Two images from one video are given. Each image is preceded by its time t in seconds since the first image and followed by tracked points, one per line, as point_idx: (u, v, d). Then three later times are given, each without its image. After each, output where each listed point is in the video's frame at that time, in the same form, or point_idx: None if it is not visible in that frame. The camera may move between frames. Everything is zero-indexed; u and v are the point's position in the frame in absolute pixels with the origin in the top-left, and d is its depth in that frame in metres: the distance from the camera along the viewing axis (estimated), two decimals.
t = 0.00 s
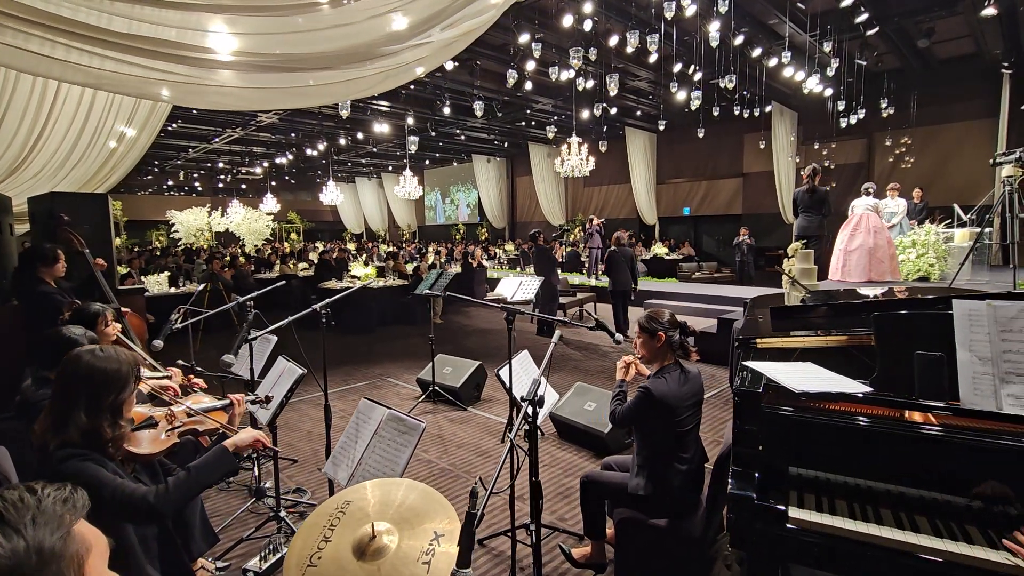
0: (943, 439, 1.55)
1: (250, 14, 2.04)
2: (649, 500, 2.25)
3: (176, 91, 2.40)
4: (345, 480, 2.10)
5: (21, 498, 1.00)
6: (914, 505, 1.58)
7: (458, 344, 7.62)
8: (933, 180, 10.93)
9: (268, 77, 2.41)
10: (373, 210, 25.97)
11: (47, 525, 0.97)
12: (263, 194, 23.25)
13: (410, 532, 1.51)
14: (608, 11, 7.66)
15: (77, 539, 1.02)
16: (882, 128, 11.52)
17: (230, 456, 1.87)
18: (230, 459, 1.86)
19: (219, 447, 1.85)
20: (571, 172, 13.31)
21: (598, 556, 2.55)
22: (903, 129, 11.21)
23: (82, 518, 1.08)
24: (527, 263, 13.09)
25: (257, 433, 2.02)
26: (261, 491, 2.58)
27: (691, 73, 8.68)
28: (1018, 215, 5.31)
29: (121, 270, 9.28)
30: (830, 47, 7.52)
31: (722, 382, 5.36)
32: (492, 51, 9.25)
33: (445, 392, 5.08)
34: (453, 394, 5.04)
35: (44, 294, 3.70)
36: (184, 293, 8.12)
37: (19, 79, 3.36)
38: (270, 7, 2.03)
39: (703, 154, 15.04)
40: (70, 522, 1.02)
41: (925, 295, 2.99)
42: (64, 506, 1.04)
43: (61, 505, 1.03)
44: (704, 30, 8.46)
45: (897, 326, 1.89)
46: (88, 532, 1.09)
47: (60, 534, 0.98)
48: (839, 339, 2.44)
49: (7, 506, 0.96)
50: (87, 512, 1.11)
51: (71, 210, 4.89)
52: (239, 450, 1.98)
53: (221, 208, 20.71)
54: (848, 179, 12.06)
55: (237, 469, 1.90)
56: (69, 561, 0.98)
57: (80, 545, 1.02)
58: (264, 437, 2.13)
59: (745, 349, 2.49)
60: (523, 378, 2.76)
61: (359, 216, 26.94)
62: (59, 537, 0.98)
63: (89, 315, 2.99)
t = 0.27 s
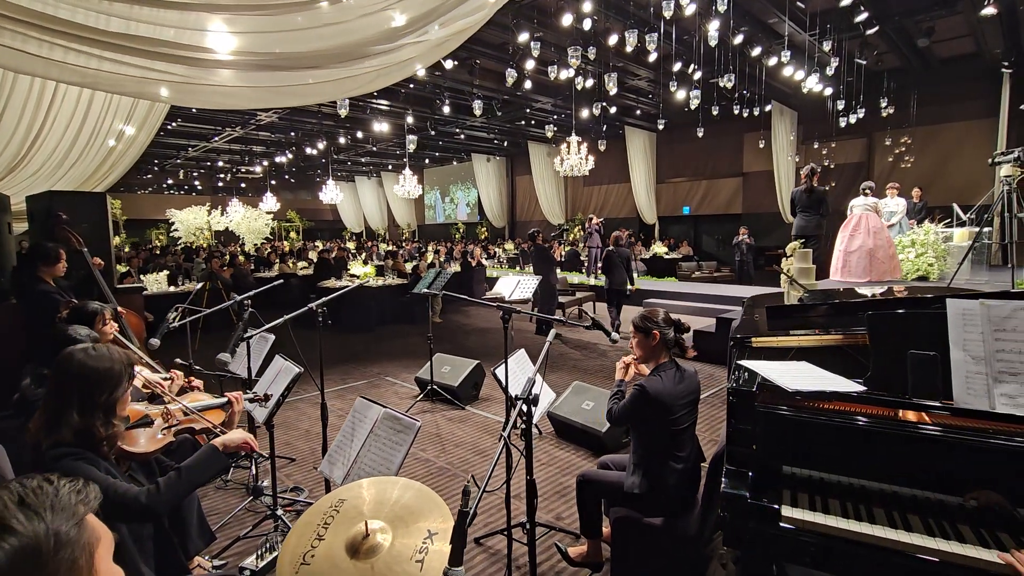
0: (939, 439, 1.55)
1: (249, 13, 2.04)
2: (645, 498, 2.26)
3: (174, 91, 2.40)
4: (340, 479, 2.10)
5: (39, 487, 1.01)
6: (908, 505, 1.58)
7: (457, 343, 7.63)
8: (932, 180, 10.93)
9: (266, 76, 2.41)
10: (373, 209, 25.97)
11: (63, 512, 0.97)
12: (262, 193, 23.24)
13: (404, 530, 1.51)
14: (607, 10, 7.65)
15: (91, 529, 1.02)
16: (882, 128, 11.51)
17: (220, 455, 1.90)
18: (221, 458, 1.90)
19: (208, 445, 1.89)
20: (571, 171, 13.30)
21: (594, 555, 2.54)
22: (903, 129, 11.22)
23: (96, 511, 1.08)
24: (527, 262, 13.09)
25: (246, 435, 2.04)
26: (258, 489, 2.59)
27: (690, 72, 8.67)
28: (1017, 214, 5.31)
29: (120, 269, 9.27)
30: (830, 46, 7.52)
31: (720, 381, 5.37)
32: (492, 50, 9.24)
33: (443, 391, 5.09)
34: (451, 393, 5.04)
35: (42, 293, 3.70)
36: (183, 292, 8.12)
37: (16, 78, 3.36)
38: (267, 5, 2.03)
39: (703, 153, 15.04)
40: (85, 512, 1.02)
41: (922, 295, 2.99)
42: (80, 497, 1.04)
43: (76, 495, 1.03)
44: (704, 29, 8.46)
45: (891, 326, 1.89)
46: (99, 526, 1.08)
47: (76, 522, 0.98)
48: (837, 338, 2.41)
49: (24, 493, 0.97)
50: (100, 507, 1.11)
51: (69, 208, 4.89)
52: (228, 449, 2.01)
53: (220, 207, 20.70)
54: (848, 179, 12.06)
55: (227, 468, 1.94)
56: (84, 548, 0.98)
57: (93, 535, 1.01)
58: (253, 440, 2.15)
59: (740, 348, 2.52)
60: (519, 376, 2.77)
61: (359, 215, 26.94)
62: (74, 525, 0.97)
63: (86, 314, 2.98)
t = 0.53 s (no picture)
0: (938, 439, 1.54)
1: (247, 12, 2.03)
2: (642, 497, 2.26)
3: (173, 89, 2.40)
4: (337, 478, 2.11)
5: (44, 482, 1.00)
6: (904, 504, 1.59)
7: (455, 343, 7.63)
8: (932, 181, 10.93)
9: (265, 75, 2.41)
10: (373, 208, 25.96)
11: (67, 508, 0.97)
12: (262, 192, 23.23)
13: (400, 529, 1.51)
14: (607, 9, 7.64)
15: (92, 526, 1.02)
16: (882, 127, 11.52)
17: (208, 466, 1.93)
18: (209, 469, 1.92)
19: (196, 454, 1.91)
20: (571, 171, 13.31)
21: (592, 555, 2.55)
22: (903, 129, 11.22)
23: (98, 508, 1.07)
24: (526, 261, 13.09)
25: (235, 443, 2.03)
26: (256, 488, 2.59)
27: (690, 71, 8.66)
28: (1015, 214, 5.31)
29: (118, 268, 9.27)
30: (829, 45, 7.52)
31: (719, 380, 5.37)
32: (492, 49, 9.24)
33: (442, 390, 5.08)
34: (450, 392, 5.04)
35: (40, 292, 3.70)
36: (181, 291, 8.12)
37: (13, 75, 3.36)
38: (266, 4, 2.02)
39: (703, 153, 15.04)
40: (87, 508, 1.02)
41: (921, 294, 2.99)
42: (83, 493, 1.04)
43: (79, 491, 1.03)
44: (703, 29, 8.46)
45: (887, 325, 1.90)
46: (100, 523, 1.08)
47: (78, 518, 0.98)
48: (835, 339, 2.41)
49: (29, 487, 0.97)
50: (102, 504, 1.11)
51: (67, 207, 4.88)
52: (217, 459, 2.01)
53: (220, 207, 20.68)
54: (847, 179, 12.06)
55: (215, 478, 1.96)
56: (85, 545, 0.97)
57: (94, 532, 1.01)
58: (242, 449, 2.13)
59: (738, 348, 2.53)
60: (517, 375, 2.77)
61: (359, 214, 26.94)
62: (78, 521, 0.97)
63: (98, 314, 2.98)
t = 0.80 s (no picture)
0: (934, 437, 1.55)
1: (246, 11, 2.03)
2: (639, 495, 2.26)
3: (171, 88, 2.40)
4: (335, 477, 2.11)
5: (30, 482, 1.00)
6: (900, 502, 1.59)
7: (454, 342, 7.63)
8: (930, 181, 10.96)
9: (262, 73, 2.40)
10: (372, 208, 25.95)
11: (55, 508, 0.97)
12: (261, 191, 23.21)
13: (397, 528, 1.51)
14: (605, 9, 7.65)
15: (81, 526, 1.02)
16: (880, 128, 11.54)
17: (207, 475, 1.91)
18: (208, 478, 1.91)
19: (195, 463, 1.89)
20: (569, 171, 13.32)
21: (590, 553, 2.55)
22: (901, 129, 11.24)
23: (87, 507, 1.07)
24: (525, 260, 13.09)
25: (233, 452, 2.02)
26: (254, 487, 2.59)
27: (689, 71, 8.66)
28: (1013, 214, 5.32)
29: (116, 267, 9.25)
30: (828, 45, 7.53)
31: (717, 380, 5.37)
32: (491, 49, 9.24)
33: (440, 390, 5.08)
34: (448, 391, 5.05)
35: (37, 291, 3.69)
36: (180, 290, 8.11)
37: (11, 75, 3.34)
38: (264, 2, 2.02)
39: (701, 152, 15.05)
40: (76, 508, 1.02)
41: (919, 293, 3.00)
42: (72, 492, 1.04)
43: (67, 491, 1.03)
44: (702, 28, 8.47)
45: (884, 323, 1.90)
46: (90, 522, 1.08)
47: (67, 518, 0.97)
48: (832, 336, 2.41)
49: (15, 488, 0.96)
50: (91, 503, 1.10)
51: (65, 206, 4.88)
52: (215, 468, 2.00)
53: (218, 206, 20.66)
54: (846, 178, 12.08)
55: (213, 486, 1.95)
56: (74, 545, 0.97)
57: (83, 532, 1.01)
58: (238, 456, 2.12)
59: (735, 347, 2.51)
60: (514, 374, 2.77)
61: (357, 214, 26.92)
62: (65, 521, 0.97)
63: (101, 312, 2.96)
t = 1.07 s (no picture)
0: (932, 435, 1.56)
1: (244, 11, 2.03)
2: (637, 493, 2.27)
3: (169, 87, 2.39)
4: (334, 475, 2.12)
5: (17, 482, 1.00)
6: (896, 500, 1.60)
7: (452, 342, 7.64)
8: (927, 180, 10.99)
9: (261, 73, 2.40)
10: (370, 207, 25.93)
11: (41, 509, 0.97)
12: (259, 190, 23.17)
13: (397, 526, 1.52)
14: (604, 9, 7.65)
15: (69, 526, 1.02)
16: (877, 127, 11.57)
17: (212, 478, 1.93)
18: (213, 481, 1.92)
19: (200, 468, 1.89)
20: (567, 170, 13.33)
21: (588, 551, 2.57)
22: (898, 129, 11.27)
23: (75, 505, 1.08)
24: (523, 260, 13.10)
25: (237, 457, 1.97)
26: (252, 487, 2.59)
27: (687, 71, 8.67)
28: (1009, 214, 5.34)
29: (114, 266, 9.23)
30: (825, 45, 7.54)
31: (714, 379, 5.39)
32: (489, 49, 9.24)
33: (438, 389, 5.09)
34: (446, 391, 5.05)
35: (35, 290, 3.68)
36: (178, 290, 8.10)
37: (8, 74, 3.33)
38: (263, 3, 2.02)
39: (699, 152, 15.08)
40: (63, 509, 1.02)
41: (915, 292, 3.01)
42: (59, 492, 1.04)
43: (55, 491, 1.03)
44: (700, 28, 8.48)
45: (880, 322, 1.92)
46: (79, 520, 1.09)
47: (53, 519, 0.98)
48: (826, 335, 2.44)
49: (1, 490, 0.97)
50: (80, 501, 1.11)
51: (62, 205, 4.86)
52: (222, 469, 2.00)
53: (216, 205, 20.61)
54: (843, 178, 12.12)
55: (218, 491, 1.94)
56: (61, 546, 0.98)
57: (71, 532, 1.01)
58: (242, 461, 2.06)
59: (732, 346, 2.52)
60: (512, 373, 2.78)
61: (356, 213, 26.89)
62: (52, 522, 0.97)
63: (86, 312, 2.97)
